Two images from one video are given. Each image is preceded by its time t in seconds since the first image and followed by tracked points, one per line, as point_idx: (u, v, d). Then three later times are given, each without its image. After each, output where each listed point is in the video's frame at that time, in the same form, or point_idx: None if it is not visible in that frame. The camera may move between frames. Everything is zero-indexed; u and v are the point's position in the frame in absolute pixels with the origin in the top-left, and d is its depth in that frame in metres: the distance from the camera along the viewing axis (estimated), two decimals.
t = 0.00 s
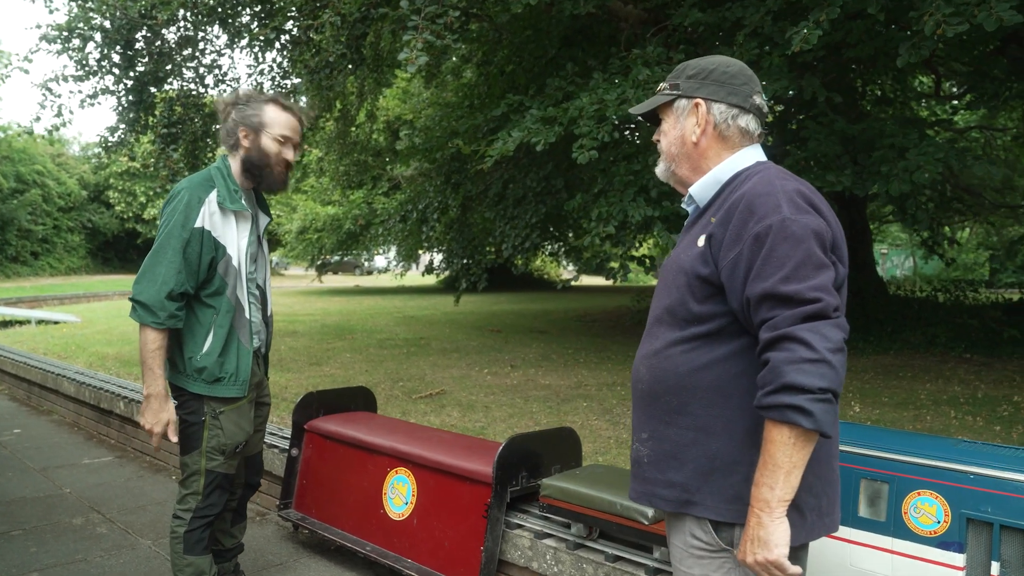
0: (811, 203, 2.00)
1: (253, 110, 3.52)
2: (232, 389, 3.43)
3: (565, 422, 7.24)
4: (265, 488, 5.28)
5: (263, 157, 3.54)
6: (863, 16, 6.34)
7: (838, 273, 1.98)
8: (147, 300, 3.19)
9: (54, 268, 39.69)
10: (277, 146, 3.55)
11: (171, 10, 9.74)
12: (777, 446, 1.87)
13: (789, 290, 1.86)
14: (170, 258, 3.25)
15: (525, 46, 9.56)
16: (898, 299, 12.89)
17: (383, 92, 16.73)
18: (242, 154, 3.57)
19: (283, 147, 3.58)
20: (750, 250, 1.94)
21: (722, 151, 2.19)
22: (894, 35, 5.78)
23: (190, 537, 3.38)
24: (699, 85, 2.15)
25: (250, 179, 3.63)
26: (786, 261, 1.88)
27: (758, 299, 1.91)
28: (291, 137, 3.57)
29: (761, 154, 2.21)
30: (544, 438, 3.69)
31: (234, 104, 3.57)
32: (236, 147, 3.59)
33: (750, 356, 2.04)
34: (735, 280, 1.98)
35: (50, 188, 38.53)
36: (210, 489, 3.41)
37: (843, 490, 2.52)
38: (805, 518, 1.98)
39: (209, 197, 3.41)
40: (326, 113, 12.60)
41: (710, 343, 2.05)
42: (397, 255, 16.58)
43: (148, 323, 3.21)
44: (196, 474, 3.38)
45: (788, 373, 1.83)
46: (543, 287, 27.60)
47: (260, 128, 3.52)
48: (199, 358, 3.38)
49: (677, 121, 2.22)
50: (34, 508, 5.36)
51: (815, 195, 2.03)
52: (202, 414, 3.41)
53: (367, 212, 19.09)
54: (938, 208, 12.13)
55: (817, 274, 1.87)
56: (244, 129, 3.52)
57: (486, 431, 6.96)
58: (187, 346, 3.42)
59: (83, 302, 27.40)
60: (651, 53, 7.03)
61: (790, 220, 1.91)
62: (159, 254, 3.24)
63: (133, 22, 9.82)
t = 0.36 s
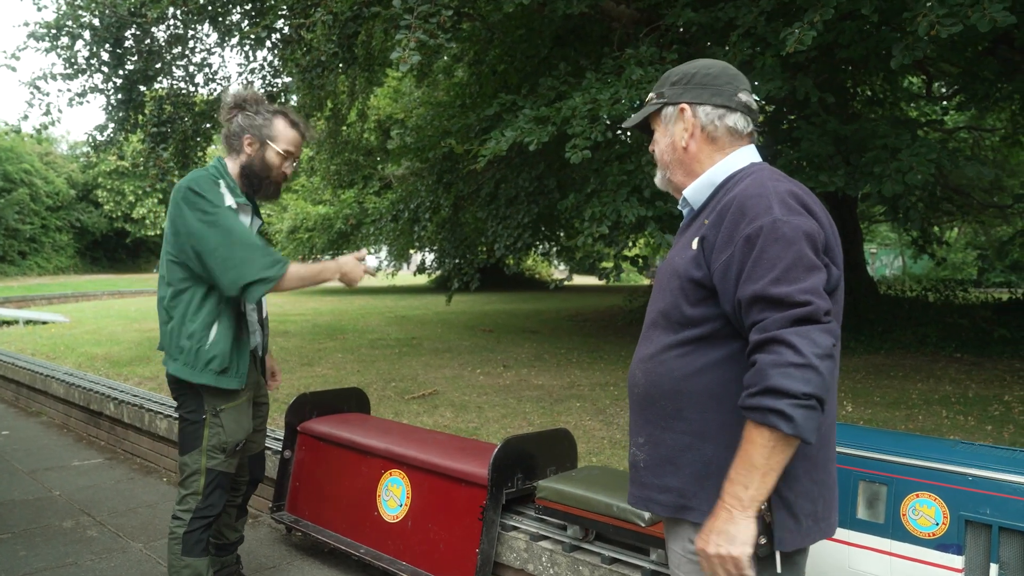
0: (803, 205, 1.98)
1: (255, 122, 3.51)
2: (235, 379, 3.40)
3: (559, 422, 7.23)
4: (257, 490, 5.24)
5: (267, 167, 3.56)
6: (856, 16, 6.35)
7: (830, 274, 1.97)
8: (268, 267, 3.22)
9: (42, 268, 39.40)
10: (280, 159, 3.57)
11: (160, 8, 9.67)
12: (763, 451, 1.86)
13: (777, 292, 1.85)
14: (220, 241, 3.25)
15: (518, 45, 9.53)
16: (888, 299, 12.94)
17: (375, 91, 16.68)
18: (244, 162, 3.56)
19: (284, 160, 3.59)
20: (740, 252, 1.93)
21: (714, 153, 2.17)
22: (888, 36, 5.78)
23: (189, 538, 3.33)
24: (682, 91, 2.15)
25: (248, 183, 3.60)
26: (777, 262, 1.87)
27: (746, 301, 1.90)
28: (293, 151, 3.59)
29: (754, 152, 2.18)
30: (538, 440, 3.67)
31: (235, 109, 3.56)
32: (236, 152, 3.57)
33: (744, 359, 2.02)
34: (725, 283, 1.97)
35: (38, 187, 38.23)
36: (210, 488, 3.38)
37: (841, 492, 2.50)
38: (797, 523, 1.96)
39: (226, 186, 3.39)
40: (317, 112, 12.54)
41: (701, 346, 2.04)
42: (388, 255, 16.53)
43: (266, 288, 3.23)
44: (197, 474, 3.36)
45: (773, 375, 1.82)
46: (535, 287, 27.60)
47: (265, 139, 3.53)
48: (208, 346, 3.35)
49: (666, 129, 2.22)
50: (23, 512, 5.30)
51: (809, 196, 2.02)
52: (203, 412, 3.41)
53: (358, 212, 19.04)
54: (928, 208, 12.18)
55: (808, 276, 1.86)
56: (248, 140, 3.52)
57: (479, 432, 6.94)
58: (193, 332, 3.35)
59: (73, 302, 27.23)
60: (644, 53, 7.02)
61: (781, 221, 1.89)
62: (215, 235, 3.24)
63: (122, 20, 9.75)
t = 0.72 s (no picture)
0: (718, 205, 1.96)
1: (282, 134, 3.71)
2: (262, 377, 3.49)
3: (558, 422, 7.23)
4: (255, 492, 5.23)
5: (294, 174, 3.72)
6: (854, 16, 6.34)
7: (752, 271, 1.93)
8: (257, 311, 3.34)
9: (39, 268, 39.29)
10: (305, 165, 3.74)
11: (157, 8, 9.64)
12: (674, 450, 1.93)
13: (672, 298, 1.90)
14: (248, 252, 3.34)
15: (516, 45, 9.52)
16: (886, 299, 12.95)
17: (372, 91, 16.67)
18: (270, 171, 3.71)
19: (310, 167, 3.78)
20: (651, 262, 2.00)
21: (667, 167, 2.17)
22: (887, 35, 5.77)
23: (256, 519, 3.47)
24: (628, 122, 2.23)
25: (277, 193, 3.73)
26: (672, 270, 1.92)
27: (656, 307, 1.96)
28: (319, 159, 3.77)
29: (709, 154, 2.13)
30: (537, 441, 3.66)
31: (263, 125, 3.75)
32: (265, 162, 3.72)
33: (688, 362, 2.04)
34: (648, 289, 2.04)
35: (34, 188, 38.10)
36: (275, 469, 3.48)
37: (842, 494, 2.48)
38: (744, 522, 1.96)
39: (265, 200, 3.52)
40: (314, 112, 12.52)
41: (642, 352, 2.10)
42: (387, 255, 16.52)
43: (236, 316, 3.32)
44: (262, 458, 3.46)
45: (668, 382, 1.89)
46: (533, 286, 27.59)
47: (291, 147, 3.70)
48: (233, 345, 3.42)
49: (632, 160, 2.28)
50: (19, 514, 5.28)
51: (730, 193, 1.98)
52: (247, 402, 3.47)
53: (356, 212, 19.02)
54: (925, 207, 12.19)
55: (701, 281, 1.88)
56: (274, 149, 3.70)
57: (478, 432, 6.93)
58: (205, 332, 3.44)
59: (70, 303, 27.18)
60: (643, 53, 7.01)
61: (680, 230, 1.93)
62: (242, 247, 3.33)
63: (119, 20, 9.71)
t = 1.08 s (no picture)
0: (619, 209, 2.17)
1: (344, 155, 3.63)
2: (284, 383, 3.48)
3: (556, 423, 7.23)
4: (253, 492, 5.24)
5: (347, 202, 3.69)
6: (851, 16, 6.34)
7: (635, 263, 2.09)
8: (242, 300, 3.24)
9: (37, 268, 39.25)
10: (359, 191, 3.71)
11: (155, 7, 9.64)
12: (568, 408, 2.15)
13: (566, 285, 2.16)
14: (260, 251, 3.32)
15: (514, 45, 9.52)
16: (884, 299, 12.97)
17: (372, 91, 16.70)
18: (323, 188, 3.63)
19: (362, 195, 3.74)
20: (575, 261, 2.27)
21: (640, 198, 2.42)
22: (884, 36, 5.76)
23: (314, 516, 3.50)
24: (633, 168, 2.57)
25: (325, 211, 3.68)
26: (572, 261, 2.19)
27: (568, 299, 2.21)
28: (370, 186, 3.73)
29: (667, 184, 2.33)
30: (534, 441, 3.66)
31: (326, 140, 3.65)
32: (321, 178, 3.64)
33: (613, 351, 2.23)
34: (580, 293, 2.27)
35: (33, 187, 38.06)
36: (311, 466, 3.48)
37: (837, 494, 2.47)
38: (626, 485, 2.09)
39: (302, 208, 3.52)
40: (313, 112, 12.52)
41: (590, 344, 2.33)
42: (386, 255, 16.53)
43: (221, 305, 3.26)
44: (296, 456, 3.47)
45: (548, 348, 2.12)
46: (532, 286, 27.58)
47: (350, 172, 3.65)
48: (258, 349, 3.48)
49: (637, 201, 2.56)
50: (17, 514, 5.28)
51: (638, 202, 2.18)
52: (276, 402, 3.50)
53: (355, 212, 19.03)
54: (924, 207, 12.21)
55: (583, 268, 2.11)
56: (331, 171, 3.62)
57: (476, 433, 6.93)
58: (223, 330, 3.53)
59: (69, 303, 27.16)
60: (641, 53, 7.01)
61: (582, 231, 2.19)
62: (254, 246, 3.32)
63: (117, 20, 9.71)
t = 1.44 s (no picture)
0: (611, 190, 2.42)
1: (389, 146, 3.60)
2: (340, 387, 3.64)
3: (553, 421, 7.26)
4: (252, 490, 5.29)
5: (391, 194, 3.66)
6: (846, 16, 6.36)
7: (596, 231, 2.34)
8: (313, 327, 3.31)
9: (38, 268, 39.31)
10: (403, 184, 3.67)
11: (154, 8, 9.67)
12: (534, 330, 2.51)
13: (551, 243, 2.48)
14: (327, 274, 3.36)
15: (512, 45, 9.56)
16: (883, 298, 12.99)
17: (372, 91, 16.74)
18: (369, 181, 3.61)
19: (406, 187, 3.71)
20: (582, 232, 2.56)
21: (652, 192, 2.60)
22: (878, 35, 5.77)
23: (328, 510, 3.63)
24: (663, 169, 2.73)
25: (372, 206, 3.67)
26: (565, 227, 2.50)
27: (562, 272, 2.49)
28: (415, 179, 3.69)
29: (672, 179, 2.49)
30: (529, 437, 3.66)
31: (371, 130, 3.61)
32: (366, 171, 3.61)
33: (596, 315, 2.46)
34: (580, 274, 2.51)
35: (34, 187, 38.13)
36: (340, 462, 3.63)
37: (823, 489, 2.50)
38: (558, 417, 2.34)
39: (351, 215, 3.50)
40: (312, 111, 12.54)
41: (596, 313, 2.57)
42: (385, 254, 16.57)
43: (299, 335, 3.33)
44: (319, 452, 3.63)
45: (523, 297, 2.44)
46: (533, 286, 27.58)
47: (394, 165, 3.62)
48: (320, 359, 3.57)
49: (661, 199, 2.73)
50: (16, 511, 5.31)
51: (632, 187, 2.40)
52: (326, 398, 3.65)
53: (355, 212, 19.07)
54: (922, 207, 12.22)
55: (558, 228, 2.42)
56: (375, 164, 3.59)
57: (473, 431, 6.96)
58: (282, 340, 3.62)
59: (69, 303, 27.17)
60: (638, 53, 7.03)
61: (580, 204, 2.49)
62: (318, 270, 3.33)
63: (116, 20, 9.74)
